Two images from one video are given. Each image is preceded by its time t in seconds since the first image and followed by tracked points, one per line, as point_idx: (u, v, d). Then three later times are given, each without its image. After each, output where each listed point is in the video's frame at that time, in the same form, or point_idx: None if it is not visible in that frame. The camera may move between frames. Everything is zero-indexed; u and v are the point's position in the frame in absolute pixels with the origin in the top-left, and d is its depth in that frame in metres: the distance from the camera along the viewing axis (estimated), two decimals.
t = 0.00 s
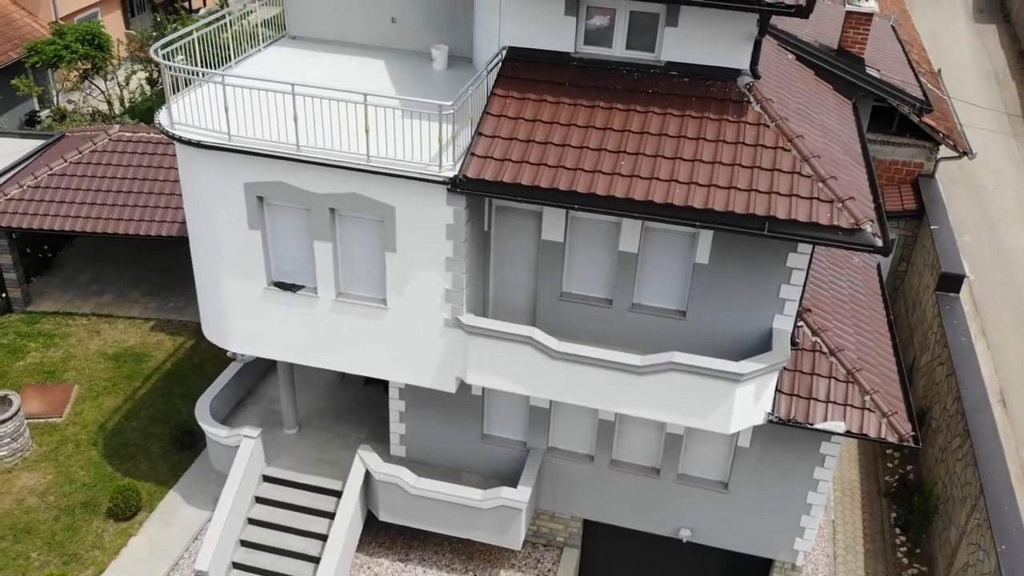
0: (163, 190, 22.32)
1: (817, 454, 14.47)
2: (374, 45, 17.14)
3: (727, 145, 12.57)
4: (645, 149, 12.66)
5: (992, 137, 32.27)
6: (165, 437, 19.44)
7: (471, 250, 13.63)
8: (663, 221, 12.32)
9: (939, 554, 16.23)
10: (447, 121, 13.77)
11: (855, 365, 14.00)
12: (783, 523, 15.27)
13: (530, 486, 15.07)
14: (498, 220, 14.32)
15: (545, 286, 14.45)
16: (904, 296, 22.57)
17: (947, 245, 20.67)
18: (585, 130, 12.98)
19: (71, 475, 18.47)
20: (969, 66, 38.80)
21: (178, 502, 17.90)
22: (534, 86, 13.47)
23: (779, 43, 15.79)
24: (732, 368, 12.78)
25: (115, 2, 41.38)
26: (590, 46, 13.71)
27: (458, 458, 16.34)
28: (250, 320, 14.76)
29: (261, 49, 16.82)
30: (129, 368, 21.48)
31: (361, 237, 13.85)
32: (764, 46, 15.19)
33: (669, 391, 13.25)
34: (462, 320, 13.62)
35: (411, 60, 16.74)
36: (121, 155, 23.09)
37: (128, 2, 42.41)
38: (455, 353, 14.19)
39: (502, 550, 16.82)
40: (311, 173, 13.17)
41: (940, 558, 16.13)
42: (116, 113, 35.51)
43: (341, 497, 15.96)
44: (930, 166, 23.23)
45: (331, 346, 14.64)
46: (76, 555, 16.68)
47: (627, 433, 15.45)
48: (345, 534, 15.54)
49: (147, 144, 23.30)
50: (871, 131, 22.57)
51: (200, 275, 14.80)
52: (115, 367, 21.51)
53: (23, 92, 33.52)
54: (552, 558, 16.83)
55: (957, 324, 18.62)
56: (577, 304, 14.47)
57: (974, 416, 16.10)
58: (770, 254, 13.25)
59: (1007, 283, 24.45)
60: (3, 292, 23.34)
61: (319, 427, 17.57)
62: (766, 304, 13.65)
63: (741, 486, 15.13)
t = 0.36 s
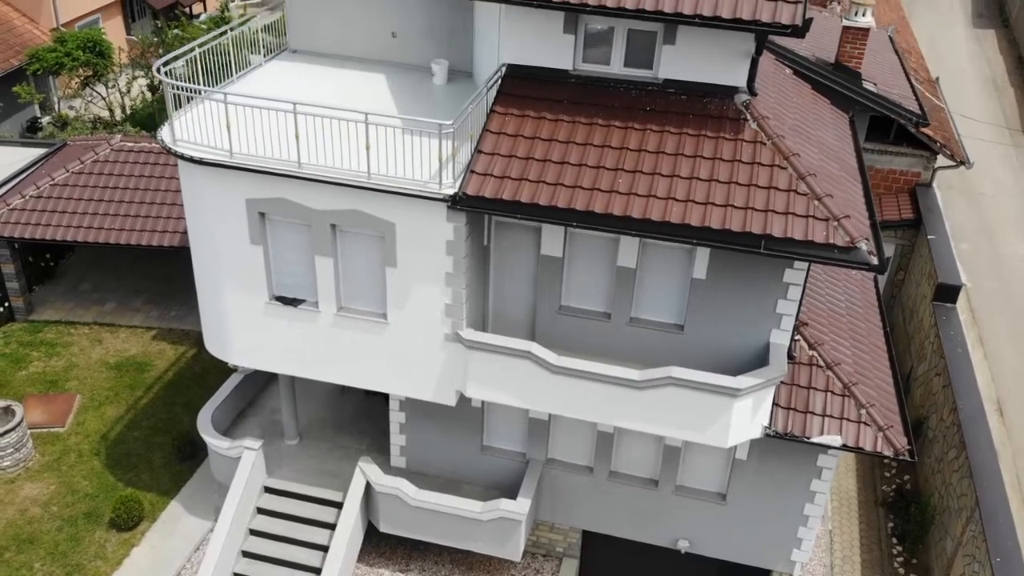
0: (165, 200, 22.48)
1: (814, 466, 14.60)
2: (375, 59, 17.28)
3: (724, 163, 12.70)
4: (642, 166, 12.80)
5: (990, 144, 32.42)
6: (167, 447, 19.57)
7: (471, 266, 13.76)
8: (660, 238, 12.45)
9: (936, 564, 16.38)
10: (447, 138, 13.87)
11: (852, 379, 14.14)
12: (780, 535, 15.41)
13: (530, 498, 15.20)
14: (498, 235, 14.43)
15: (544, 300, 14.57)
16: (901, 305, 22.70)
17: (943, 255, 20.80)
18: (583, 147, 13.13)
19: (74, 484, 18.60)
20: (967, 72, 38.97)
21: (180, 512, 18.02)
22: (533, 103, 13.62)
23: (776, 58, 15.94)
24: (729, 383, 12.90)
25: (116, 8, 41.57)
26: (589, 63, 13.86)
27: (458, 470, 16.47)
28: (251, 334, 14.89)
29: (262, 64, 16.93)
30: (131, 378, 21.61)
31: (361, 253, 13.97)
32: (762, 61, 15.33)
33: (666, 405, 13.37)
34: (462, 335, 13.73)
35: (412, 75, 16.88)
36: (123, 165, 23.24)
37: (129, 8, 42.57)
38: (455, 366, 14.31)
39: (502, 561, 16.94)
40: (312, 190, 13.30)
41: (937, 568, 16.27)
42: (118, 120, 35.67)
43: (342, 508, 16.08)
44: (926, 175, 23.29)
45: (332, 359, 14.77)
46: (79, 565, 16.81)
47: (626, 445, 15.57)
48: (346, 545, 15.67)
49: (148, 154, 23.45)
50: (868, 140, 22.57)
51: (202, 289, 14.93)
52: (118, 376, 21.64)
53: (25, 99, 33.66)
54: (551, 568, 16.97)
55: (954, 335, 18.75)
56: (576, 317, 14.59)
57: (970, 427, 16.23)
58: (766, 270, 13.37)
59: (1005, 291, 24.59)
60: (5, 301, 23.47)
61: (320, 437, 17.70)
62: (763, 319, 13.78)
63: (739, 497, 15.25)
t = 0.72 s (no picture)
0: (166, 210, 22.60)
1: (810, 479, 14.74)
2: (374, 74, 17.40)
3: (720, 181, 12.85)
4: (639, 184, 12.95)
5: (988, 151, 32.55)
6: (168, 456, 19.70)
7: (470, 281, 13.89)
8: (657, 256, 12.59)
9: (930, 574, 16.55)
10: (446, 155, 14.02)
11: (847, 393, 14.27)
12: (776, 546, 15.54)
13: (528, 510, 15.33)
14: (497, 249, 14.54)
15: (542, 314, 14.70)
16: (897, 314, 22.85)
17: (939, 265, 20.94)
18: (581, 164, 13.28)
19: (76, 494, 18.72)
20: (965, 77, 39.12)
21: (181, 522, 18.15)
22: (531, 120, 13.77)
23: (773, 73, 16.07)
24: (726, 398, 13.03)
25: (116, 13, 41.68)
26: (586, 80, 14.02)
27: (457, 481, 16.60)
28: (252, 347, 15.02)
29: (264, 78, 17.09)
30: (132, 387, 21.74)
31: (361, 268, 14.10)
32: (758, 77, 15.47)
33: (663, 419, 13.50)
34: (461, 349, 13.86)
35: (411, 89, 17.01)
36: (124, 175, 23.36)
37: (129, 13, 42.67)
38: (455, 380, 14.44)
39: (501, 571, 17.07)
40: (312, 206, 13.43)
41: None
42: (118, 126, 35.80)
43: (342, 519, 16.21)
44: (924, 185, 23.34)
45: (332, 373, 14.90)
46: None
47: (624, 457, 15.70)
48: (346, 557, 15.78)
49: (149, 164, 23.56)
50: (865, 150, 22.67)
51: (204, 303, 15.07)
52: (119, 385, 21.76)
53: (26, 106, 33.77)
54: None
55: (950, 346, 18.87)
56: (574, 331, 14.72)
57: (965, 439, 16.37)
58: (762, 286, 13.50)
59: (1001, 299, 24.72)
60: (7, 310, 23.60)
61: (321, 448, 17.83)
62: (759, 333, 13.91)
63: (736, 509, 15.38)
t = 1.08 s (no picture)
0: (167, 220, 22.72)
1: (806, 490, 14.86)
2: (374, 87, 17.52)
3: (717, 198, 12.99)
4: (636, 201, 13.10)
5: (986, 158, 32.67)
6: (170, 465, 19.84)
7: (469, 295, 14.02)
8: (654, 272, 12.73)
9: None
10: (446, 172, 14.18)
11: (843, 407, 14.40)
12: (773, 556, 15.67)
13: (527, 521, 15.46)
14: (496, 263, 14.66)
15: (541, 328, 14.84)
16: (894, 322, 22.97)
17: (936, 275, 21.06)
18: (579, 181, 13.43)
19: (78, 504, 18.86)
20: (963, 83, 39.28)
21: (183, 531, 18.28)
22: (530, 136, 13.92)
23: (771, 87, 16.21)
24: (722, 412, 13.16)
25: (117, 19, 41.85)
26: (584, 97, 14.18)
27: (457, 491, 16.73)
28: (253, 360, 15.15)
29: (266, 92, 17.25)
30: (134, 396, 21.88)
31: (362, 282, 14.24)
32: (756, 91, 15.61)
33: (661, 433, 13.63)
34: (461, 363, 13.97)
35: (411, 103, 17.15)
36: (125, 184, 23.46)
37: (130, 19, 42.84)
38: (455, 393, 14.56)
39: None
40: (313, 222, 13.57)
41: None
42: (120, 133, 35.98)
43: (342, 530, 16.33)
44: (921, 194, 23.35)
45: (332, 386, 15.03)
46: None
47: (622, 469, 15.82)
48: (346, 568, 15.89)
49: (150, 174, 23.65)
50: (862, 160, 22.78)
51: (205, 316, 15.20)
52: (120, 394, 21.90)
53: (27, 113, 33.94)
54: None
55: (946, 356, 19.00)
56: (573, 344, 14.85)
57: (961, 451, 16.50)
58: (759, 301, 13.64)
59: (998, 306, 24.85)
60: (9, 318, 23.74)
61: (321, 458, 17.96)
62: (756, 347, 14.04)
63: (733, 520, 15.51)
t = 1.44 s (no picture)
0: (168, 230, 22.86)
1: (802, 502, 15.00)
2: (374, 100, 17.67)
3: (713, 214, 13.15)
4: (634, 218, 13.26)
5: (984, 165, 32.81)
6: (171, 474, 19.98)
7: (469, 309, 14.15)
8: (651, 288, 12.88)
9: None
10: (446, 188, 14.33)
11: (838, 419, 14.55)
12: (770, 567, 15.81)
13: (526, 532, 15.60)
14: (495, 277, 14.79)
15: (539, 341, 14.97)
16: (891, 330, 23.14)
17: (932, 284, 21.22)
18: (577, 197, 13.61)
19: (81, 513, 18.99)
20: (960, 88, 39.45)
21: (184, 540, 18.41)
22: (529, 153, 14.11)
23: (767, 101, 16.36)
24: (719, 426, 13.30)
25: (118, 25, 41.97)
26: (582, 113, 14.37)
27: (456, 502, 16.88)
28: (254, 373, 15.29)
29: (268, 105, 17.40)
30: (136, 405, 22.02)
31: (362, 296, 14.39)
32: (752, 106, 15.78)
33: (659, 446, 13.76)
34: (460, 376, 14.09)
35: (410, 116, 17.29)
36: (127, 194, 23.59)
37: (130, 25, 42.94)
38: (454, 406, 14.69)
39: None
40: (314, 238, 13.71)
41: None
42: (120, 139, 36.13)
43: (342, 540, 16.47)
44: (918, 203, 23.44)
45: (333, 398, 15.15)
46: None
47: (620, 480, 15.97)
48: None
49: (152, 183, 23.78)
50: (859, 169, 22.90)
51: (207, 329, 15.34)
52: (122, 403, 22.04)
53: (29, 119, 34.09)
54: None
55: (943, 366, 19.14)
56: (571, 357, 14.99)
57: (956, 462, 16.64)
58: (755, 315, 13.78)
59: (995, 314, 25.02)
60: (11, 327, 23.88)
61: (321, 468, 18.10)
62: (752, 361, 14.18)
63: (730, 531, 15.65)
